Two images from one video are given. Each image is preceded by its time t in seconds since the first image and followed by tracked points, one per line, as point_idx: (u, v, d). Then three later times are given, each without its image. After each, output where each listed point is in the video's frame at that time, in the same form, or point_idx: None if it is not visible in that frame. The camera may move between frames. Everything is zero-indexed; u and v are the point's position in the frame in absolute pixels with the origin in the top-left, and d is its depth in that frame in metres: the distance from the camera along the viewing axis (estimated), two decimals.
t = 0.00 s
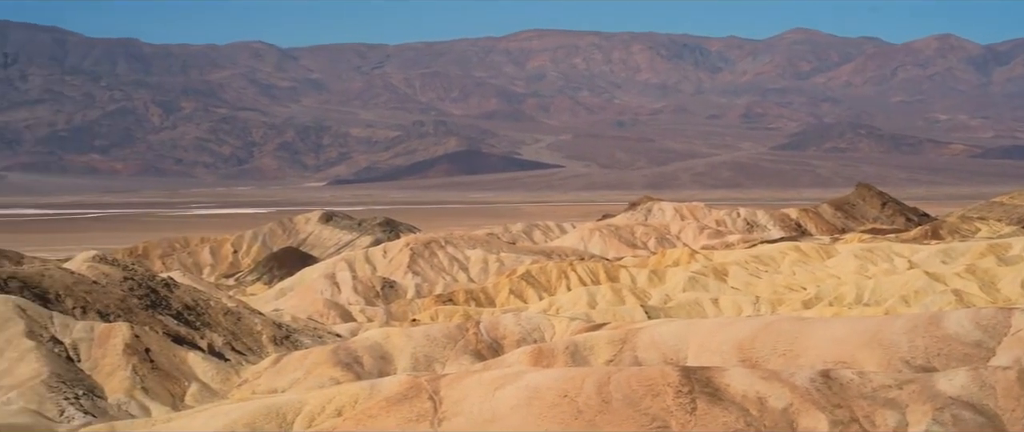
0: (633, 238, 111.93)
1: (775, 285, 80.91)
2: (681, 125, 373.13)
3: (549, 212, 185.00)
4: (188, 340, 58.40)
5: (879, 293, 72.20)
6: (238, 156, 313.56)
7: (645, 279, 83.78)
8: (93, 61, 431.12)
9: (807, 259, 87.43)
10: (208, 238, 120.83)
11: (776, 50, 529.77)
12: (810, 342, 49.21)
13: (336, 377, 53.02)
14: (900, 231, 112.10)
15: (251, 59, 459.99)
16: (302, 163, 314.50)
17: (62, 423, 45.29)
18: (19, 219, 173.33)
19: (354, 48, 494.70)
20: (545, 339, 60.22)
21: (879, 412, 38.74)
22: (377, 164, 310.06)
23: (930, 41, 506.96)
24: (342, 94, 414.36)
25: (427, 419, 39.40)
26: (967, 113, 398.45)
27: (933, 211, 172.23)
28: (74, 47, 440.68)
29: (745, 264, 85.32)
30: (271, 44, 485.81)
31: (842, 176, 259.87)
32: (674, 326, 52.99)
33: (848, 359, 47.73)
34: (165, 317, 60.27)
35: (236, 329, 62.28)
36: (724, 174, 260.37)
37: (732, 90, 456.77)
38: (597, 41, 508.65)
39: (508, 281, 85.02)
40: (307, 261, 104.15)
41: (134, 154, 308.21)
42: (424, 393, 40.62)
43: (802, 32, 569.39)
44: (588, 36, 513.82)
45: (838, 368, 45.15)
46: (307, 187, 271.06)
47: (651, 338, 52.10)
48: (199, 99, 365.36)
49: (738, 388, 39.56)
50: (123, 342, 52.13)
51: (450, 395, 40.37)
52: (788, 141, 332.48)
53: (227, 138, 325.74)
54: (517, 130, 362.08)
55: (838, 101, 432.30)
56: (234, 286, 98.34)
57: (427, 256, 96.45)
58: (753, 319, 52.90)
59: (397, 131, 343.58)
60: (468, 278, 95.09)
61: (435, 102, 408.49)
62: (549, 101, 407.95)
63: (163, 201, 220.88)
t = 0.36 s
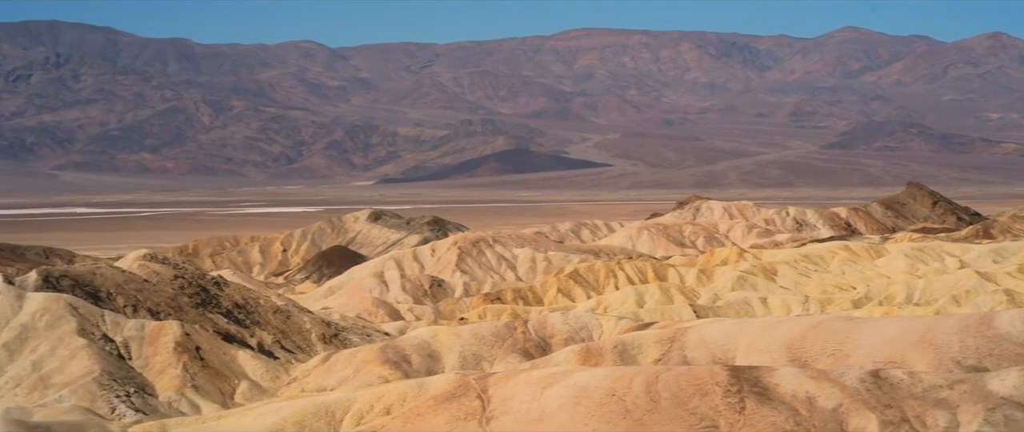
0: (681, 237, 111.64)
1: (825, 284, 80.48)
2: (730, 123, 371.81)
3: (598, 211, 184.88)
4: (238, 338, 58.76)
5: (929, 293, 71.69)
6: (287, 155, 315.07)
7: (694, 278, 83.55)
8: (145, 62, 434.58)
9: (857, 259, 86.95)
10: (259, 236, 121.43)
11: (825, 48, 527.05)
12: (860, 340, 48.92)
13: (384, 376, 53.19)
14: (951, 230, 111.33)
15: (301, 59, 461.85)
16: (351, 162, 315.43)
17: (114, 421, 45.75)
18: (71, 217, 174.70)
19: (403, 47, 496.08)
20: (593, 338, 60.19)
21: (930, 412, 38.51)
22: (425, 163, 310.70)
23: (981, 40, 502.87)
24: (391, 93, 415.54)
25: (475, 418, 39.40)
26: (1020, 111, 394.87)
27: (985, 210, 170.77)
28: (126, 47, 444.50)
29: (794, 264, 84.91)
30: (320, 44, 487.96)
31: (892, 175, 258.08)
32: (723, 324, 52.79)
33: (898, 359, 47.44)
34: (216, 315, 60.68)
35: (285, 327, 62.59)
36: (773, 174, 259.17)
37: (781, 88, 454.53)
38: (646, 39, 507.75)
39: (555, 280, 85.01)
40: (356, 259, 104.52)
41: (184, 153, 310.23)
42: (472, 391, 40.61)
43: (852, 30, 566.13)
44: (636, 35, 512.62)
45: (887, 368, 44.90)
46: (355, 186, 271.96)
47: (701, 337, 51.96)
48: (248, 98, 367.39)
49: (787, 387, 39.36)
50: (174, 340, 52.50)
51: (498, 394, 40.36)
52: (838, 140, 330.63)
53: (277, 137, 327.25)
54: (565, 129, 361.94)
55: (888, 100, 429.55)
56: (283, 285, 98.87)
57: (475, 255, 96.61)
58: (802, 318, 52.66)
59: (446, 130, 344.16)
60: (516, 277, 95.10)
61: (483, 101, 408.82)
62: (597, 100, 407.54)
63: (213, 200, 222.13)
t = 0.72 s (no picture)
0: (728, 237, 111.36)
1: (872, 285, 80.03)
2: (778, 123, 370.23)
3: (645, 210, 184.61)
4: (285, 336, 59.00)
5: (978, 294, 71.22)
6: (334, 154, 316.31)
7: (740, 278, 83.34)
8: (193, 61, 437.37)
9: (905, 260, 86.44)
10: (306, 236, 122.10)
11: (874, 48, 524.03)
12: (908, 341, 48.67)
13: (430, 374, 53.31)
14: (1000, 230, 110.47)
15: (349, 59, 463.18)
16: (397, 162, 316.20)
17: (161, 419, 46.09)
18: (120, 216, 175.94)
19: (450, 47, 496.97)
20: (639, 338, 60.11)
21: (979, 414, 38.41)
22: (471, 162, 311.11)
23: None
24: (437, 93, 416.45)
25: (521, 418, 39.30)
26: None
27: None
28: (175, 47, 447.52)
29: (842, 263, 84.45)
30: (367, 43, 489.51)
31: (942, 176, 256.15)
32: (769, 325, 52.61)
33: (946, 360, 47.18)
34: (263, 314, 61.01)
35: (332, 326, 62.82)
36: (821, 173, 257.84)
37: (829, 88, 452.04)
38: (693, 39, 506.46)
39: (601, 279, 84.92)
40: (403, 258, 104.82)
41: (233, 152, 311.89)
42: (519, 390, 40.57)
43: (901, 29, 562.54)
44: (684, 34, 511.10)
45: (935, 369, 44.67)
46: (402, 185, 272.48)
47: (748, 337, 51.81)
48: (296, 98, 369.13)
49: (835, 388, 39.13)
50: (222, 338, 52.78)
51: (543, 394, 40.28)
52: (887, 140, 328.54)
53: (324, 137, 328.45)
54: (612, 129, 361.57)
55: (937, 100, 426.55)
56: (330, 283, 99.29)
57: (520, 255, 96.67)
58: (850, 318, 52.42)
59: (492, 130, 344.56)
60: (562, 277, 95.00)
61: (530, 101, 408.97)
62: (644, 100, 406.83)
63: (261, 199, 223.03)
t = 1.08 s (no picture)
0: (769, 235, 110.96)
1: (914, 283, 79.54)
2: (820, 121, 368.52)
3: (686, 208, 184.20)
4: (326, 334, 59.24)
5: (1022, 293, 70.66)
6: (375, 152, 316.97)
7: (781, 276, 82.94)
8: (235, 60, 439.33)
9: (947, 258, 85.87)
10: (347, 233, 122.33)
11: (916, 45, 521.05)
12: (952, 340, 48.42)
13: (471, 372, 53.35)
14: None
15: (390, 58, 464.11)
16: (438, 160, 316.69)
17: (205, 416, 46.35)
18: (162, 214, 177.13)
19: (490, 45, 497.26)
20: (680, 336, 59.95)
21: None
22: (512, 160, 311.13)
23: None
24: (478, 91, 416.90)
25: (561, 416, 39.19)
26: None
27: None
28: (217, 46, 449.64)
29: (884, 262, 83.95)
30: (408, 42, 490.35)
31: (986, 173, 254.26)
32: (810, 324, 52.38)
33: (990, 359, 46.93)
34: (304, 312, 61.26)
35: (372, 324, 62.98)
36: (863, 171, 256.55)
37: (871, 85, 449.63)
38: (734, 36, 504.81)
39: (641, 277, 84.74)
40: (443, 256, 105.00)
41: (274, 150, 313.13)
42: (558, 388, 40.47)
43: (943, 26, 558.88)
44: (724, 31, 509.53)
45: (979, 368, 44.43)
46: (442, 183, 272.70)
47: (789, 336, 51.61)
48: (336, 96, 370.33)
49: (877, 387, 38.93)
50: (263, 336, 52.97)
51: (583, 392, 40.20)
52: (929, 137, 326.50)
53: (365, 135, 329.32)
54: (652, 126, 360.80)
55: (980, 97, 423.53)
56: (370, 281, 99.52)
57: (560, 253, 96.65)
58: (891, 316, 52.10)
59: (532, 128, 344.58)
60: (601, 275, 94.92)
61: (570, 98, 408.69)
62: (685, 98, 405.70)
63: (302, 197, 223.57)
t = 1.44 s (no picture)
0: (813, 233, 110.49)
1: (959, 282, 78.99)
2: (865, 118, 366.55)
3: (729, 205, 183.75)
4: (369, 331, 59.49)
5: None
6: (418, 150, 317.61)
7: (825, 275, 82.56)
8: (279, 57, 441.24)
9: (992, 256, 85.20)
10: (389, 230, 122.61)
11: (962, 42, 517.33)
12: (998, 338, 48.03)
13: (513, 370, 53.45)
14: None
15: (433, 56, 464.77)
16: (481, 157, 316.96)
17: (248, 412, 46.60)
18: (205, 211, 178.18)
19: (533, 43, 497.29)
20: (723, 334, 59.81)
21: None
22: (555, 158, 310.94)
23: None
24: (521, 88, 417.11)
25: (604, 414, 39.17)
26: None
27: None
28: (261, 44, 451.45)
29: (929, 260, 83.39)
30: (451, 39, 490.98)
31: None
32: (854, 323, 52.14)
33: None
34: (348, 309, 61.53)
35: (415, 321, 63.15)
36: (908, 169, 255.12)
37: (917, 83, 446.65)
38: (778, 33, 502.67)
39: (684, 275, 84.62)
40: (485, 254, 105.18)
41: (318, 147, 314.26)
42: (601, 386, 40.42)
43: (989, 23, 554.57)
44: (768, 28, 507.46)
45: None
46: (485, 181, 273.11)
47: (833, 334, 51.39)
48: (380, 94, 371.29)
49: (921, 385, 38.72)
50: (306, 333, 53.24)
51: (626, 390, 40.13)
52: (975, 135, 324.13)
53: (408, 133, 329.99)
54: (695, 124, 359.89)
55: None
56: (412, 278, 99.77)
57: (603, 251, 96.61)
58: (935, 315, 51.79)
59: (575, 126, 344.56)
60: (644, 273, 94.76)
61: (613, 96, 408.17)
62: (728, 95, 404.31)
63: (345, 195, 224.28)
